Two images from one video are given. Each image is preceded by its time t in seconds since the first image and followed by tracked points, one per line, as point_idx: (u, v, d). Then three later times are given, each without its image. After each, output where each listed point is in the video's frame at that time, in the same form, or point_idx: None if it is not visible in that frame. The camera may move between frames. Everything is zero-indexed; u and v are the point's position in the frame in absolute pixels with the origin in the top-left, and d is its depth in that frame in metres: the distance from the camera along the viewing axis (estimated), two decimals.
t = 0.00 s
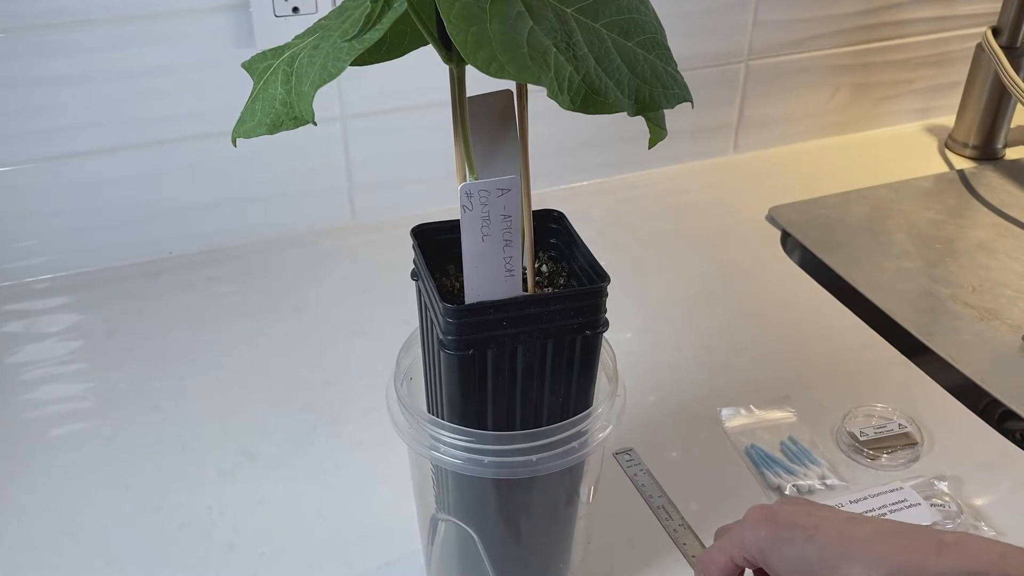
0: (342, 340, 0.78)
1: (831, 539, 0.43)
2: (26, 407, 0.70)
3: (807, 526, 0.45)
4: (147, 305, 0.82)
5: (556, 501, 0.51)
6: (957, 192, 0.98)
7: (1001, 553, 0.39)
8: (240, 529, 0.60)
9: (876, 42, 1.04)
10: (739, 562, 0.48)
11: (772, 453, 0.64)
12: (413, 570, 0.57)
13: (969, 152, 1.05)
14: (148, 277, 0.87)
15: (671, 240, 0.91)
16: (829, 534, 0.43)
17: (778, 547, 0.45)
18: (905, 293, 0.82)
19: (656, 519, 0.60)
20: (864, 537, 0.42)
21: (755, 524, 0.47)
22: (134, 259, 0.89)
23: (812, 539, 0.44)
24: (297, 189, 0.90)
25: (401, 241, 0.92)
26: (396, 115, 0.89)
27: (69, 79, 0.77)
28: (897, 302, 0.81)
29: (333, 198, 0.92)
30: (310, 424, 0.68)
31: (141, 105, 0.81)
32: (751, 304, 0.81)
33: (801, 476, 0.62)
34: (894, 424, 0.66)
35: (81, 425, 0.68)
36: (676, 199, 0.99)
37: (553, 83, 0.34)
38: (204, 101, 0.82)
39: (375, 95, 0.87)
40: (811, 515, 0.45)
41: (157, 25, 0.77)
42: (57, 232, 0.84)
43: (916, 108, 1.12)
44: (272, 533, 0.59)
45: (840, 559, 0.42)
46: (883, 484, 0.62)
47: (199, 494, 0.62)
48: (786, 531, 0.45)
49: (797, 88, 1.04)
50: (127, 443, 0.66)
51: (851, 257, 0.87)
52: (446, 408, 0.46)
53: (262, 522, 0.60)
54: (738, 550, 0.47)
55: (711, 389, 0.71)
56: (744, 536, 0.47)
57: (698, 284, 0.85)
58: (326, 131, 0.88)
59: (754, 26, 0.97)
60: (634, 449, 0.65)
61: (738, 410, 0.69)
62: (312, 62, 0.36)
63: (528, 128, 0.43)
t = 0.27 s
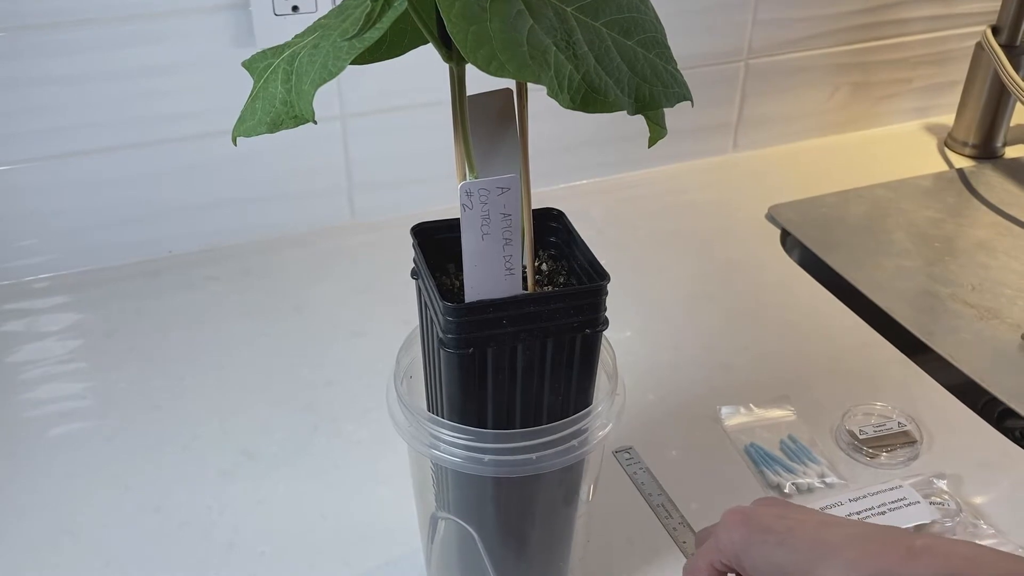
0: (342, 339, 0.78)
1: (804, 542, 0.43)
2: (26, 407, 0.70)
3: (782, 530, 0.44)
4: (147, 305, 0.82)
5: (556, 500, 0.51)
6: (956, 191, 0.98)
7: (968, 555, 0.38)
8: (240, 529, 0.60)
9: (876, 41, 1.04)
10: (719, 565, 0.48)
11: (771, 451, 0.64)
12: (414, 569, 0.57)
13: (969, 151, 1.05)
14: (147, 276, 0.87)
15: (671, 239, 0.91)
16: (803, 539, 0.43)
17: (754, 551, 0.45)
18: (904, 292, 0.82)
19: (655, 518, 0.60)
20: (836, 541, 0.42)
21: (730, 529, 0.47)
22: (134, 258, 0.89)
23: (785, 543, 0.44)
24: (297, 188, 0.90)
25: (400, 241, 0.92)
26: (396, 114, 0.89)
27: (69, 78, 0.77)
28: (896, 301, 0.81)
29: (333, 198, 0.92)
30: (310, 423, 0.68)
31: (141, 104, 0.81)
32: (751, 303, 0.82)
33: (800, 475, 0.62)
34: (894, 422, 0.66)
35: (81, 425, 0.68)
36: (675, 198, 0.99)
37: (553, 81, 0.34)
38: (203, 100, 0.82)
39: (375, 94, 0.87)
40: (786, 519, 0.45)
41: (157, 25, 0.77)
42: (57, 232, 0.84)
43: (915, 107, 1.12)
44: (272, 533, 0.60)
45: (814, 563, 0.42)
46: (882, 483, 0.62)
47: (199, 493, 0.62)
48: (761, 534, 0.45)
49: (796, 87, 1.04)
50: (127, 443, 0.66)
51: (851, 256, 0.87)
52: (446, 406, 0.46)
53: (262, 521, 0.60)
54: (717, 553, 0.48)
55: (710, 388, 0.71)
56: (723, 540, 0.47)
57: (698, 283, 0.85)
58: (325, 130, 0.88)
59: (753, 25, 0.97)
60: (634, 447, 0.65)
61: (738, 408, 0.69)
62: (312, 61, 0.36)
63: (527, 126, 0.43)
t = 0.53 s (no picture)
0: (340, 338, 0.78)
1: (794, 544, 0.43)
2: (25, 407, 0.70)
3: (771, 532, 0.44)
4: (146, 304, 0.82)
5: (553, 500, 0.51)
6: (955, 190, 0.98)
7: (959, 557, 0.38)
8: (239, 528, 0.60)
9: (874, 40, 1.04)
10: (707, 564, 0.48)
11: (769, 451, 0.65)
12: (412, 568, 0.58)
13: (967, 150, 1.05)
14: (147, 276, 0.87)
15: (669, 239, 0.92)
16: (793, 541, 0.43)
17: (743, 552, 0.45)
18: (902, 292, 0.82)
19: (653, 518, 0.60)
20: (826, 545, 0.42)
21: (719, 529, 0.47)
22: (133, 258, 0.89)
23: (776, 545, 0.44)
24: (296, 188, 0.90)
25: (399, 240, 0.92)
26: (394, 113, 0.89)
27: (67, 78, 0.77)
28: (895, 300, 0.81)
29: (332, 197, 0.92)
30: (308, 423, 0.68)
31: (139, 104, 0.81)
32: (749, 302, 0.82)
33: (798, 475, 0.62)
34: (891, 422, 0.67)
35: (79, 425, 0.68)
36: (674, 197, 0.99)
37: (549, 83, 0.34)
38: (202, 100, 0.82)
39: (373, 94, 0.87)
40: (777, 520, 0.45)
41: (155, 24, 0.77)
42: (55, 232, 0.84)
43: (913, 106, 1.12)
44: (271, 532, 0.60)
45: (804, 565, 0.42)
46: (879, 482, 0.62)
47: (198, 493, 0.62)
48: (751, 535, 0.45)
49: (794, 86, 1.04)
50: (125, 442, 0.66)
51: (849, 255, 0.87)
52: (443, 407, 0.46)
53: (261, 521, 0.60)
54: (706, 551, 0.48)
55: (708, 387, 0.71)
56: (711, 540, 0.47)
57: (696, 282, 0.85)
58: (324, 130, 0.88)
59: (752, 24, 0.97)
60: (632, 447, 0.65)
61: (735, 408, 0.69)
62: (308, 62, 0.36)
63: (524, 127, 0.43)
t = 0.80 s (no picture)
0: (340, 337, 0.78)
1: (794, 539, 0.43)
2: (25, 406, 0.70)
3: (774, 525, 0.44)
4: (145, 303, 0.82)
5: (553, 498, 0.51)
6: (954, 189, 0.98)
7: (961, 555, 0.38)
8: (239, 527, 0.60)
9: (874, 39, 1.04)
10: (707, 555, 0.48)
11: (768, 449, 0.65)
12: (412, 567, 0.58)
13: (966, 149, 1.05)
14: (146, 275, 0.87)
15: (668, 238, 0.92)
16: (796, 535, 0.43)
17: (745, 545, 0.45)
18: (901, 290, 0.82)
19: (653, 516, 0.60)
20: (826, 541, 0.42)
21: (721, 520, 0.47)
22: (133, 257, 0.89)
23: (777, 539, 0.44)
24: (296, 187, 0.90)
25: (399, 239, 0.92)
26: (394, 113, 0.89)
27: (67, 77, 0.77)
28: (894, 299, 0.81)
29: (332, 197, 0.92)
30: (308, 422, 0.69)
31: (139, 103, 0.81)
32: (749, 301, 0.82)
33: (797, 473, 0.62)
34: (890, 420, 0.67)
35: (79, 424, 0.68)
36: (674, 196, 0.99)
37: (549, 81, 0.34)
38: (201, 99, 0.82)
39: (373, 93, 0.88)
40: (780, 514, 0.45)
41: (155, 24, 0.77)
42: (56, 231, 0.84)
43: (912, 105, 1.13)
44: (271, 532, 0.60)
45: (807, 561, 0.42)
46: (878, 480, 0.62)
47: (197, 492, 0.62)
48: (752, 529, 0.45)
49: (794, 85, 1.04)
50: (125, 442, 0.67)
51: (848, 254, 0.87)
52: (443, 405, 0.47)
53: (262, 520, 0.60)
54: (706, 543, 0.48)
55: (708, 386, 0.71)
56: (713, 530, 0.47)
57: (696, 281, 0.85)
58: (324, 129, 0.88)
59: (751, 23, 0.97)
60: (631, 445, 0.66)
61: (734, 406, 0.69)
62: (308, 61, 0.36)
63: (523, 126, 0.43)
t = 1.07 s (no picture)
0: (339, 335, 0.78)
1: (818, 514, 0.44)
2: (25, 404, 0.70)
3: (796, 501, 0.45)
4: (145, 302, 0.83)
5: (552, 496, 0.51)
6: (952, 187, 0.98)
7: (979, 534, 0.41)
8: (238, 526, 0.60)
9: (873, 38, 1.04)
10: (724, 527, 0.48)
11: (767, 447, 0.65)
12: (411, 565, 0.58)
13: (965, 147, 1.06)
14: (146, 274, 0.87)
15: (667, 236, 0.92)
16: (819, 508, 0.44)
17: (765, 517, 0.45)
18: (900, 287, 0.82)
19: (652, 514, 0.60)
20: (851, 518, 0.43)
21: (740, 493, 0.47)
22: (133, 256, 0.89)
23: (800, 513, 0.44)
24: (295, 186, 0.90)
25: (398, 238, 0.92)
26: (393, 112, 0.89)
27: (66, 76, 0.77)
28: (893, 297, 0.81)
29: (331, 195, 0.92)
30: (308, 420, 0.69)
31: (138, 102, 0.81)
32: (748, 299, 0.82)
33: (796, 470, 0.63)
34: (889, 418, 0.67)
35: (79, 422, 0.68)
36: (673, 195, 0.99)
37: (547, 80, 0.34)
38: (200, 98, 0.82)
39: (372, 92, 0.88)
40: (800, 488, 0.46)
41: (154, 22, 0.77)
42: (55, 230, 0.84)
43: (911, 103, 1.13)
44: (270, 531, 0.60)
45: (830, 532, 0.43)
46: (877, 478, 0.62)
47: (197, 490, 0.62)
48: (775, 501, 0.45)
49: (793, 83, 1.04)
50: (125, 440, 0.67)
51: (847, 252, 0.87)
52: (442, 404, 0.47)
53: (261, 518, 0.61)
54: (723, 514, 0.48)
55: (707, 384, 0.71)
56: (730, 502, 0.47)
57: (695, 279, 0.85)
58: (323, 128, 0.88)
59: (750, 22, 0.97)
60: (630, 443, 0.66)
61: (733, 404, 0.69)
62: (307, 60, 0.36)
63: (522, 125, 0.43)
